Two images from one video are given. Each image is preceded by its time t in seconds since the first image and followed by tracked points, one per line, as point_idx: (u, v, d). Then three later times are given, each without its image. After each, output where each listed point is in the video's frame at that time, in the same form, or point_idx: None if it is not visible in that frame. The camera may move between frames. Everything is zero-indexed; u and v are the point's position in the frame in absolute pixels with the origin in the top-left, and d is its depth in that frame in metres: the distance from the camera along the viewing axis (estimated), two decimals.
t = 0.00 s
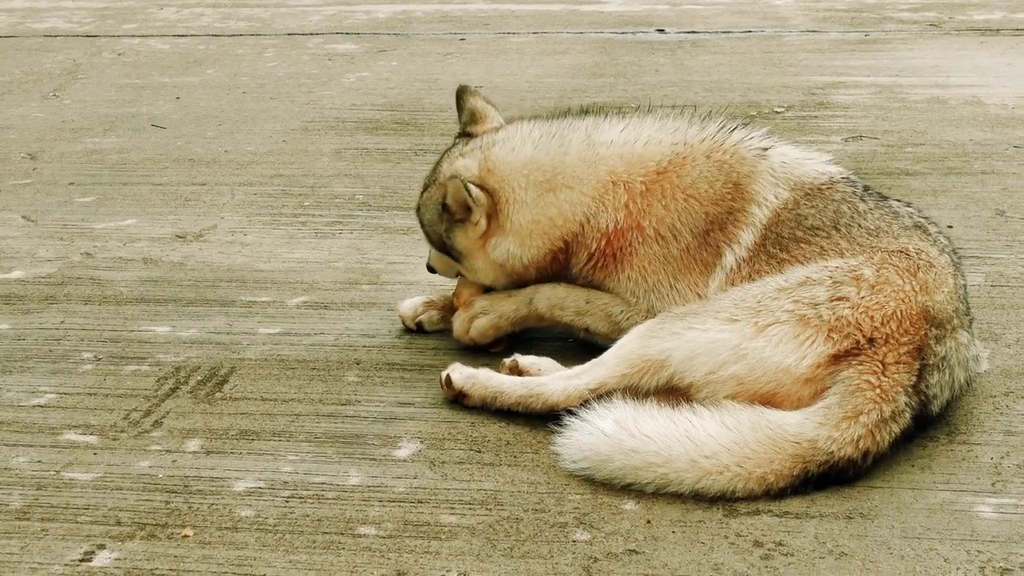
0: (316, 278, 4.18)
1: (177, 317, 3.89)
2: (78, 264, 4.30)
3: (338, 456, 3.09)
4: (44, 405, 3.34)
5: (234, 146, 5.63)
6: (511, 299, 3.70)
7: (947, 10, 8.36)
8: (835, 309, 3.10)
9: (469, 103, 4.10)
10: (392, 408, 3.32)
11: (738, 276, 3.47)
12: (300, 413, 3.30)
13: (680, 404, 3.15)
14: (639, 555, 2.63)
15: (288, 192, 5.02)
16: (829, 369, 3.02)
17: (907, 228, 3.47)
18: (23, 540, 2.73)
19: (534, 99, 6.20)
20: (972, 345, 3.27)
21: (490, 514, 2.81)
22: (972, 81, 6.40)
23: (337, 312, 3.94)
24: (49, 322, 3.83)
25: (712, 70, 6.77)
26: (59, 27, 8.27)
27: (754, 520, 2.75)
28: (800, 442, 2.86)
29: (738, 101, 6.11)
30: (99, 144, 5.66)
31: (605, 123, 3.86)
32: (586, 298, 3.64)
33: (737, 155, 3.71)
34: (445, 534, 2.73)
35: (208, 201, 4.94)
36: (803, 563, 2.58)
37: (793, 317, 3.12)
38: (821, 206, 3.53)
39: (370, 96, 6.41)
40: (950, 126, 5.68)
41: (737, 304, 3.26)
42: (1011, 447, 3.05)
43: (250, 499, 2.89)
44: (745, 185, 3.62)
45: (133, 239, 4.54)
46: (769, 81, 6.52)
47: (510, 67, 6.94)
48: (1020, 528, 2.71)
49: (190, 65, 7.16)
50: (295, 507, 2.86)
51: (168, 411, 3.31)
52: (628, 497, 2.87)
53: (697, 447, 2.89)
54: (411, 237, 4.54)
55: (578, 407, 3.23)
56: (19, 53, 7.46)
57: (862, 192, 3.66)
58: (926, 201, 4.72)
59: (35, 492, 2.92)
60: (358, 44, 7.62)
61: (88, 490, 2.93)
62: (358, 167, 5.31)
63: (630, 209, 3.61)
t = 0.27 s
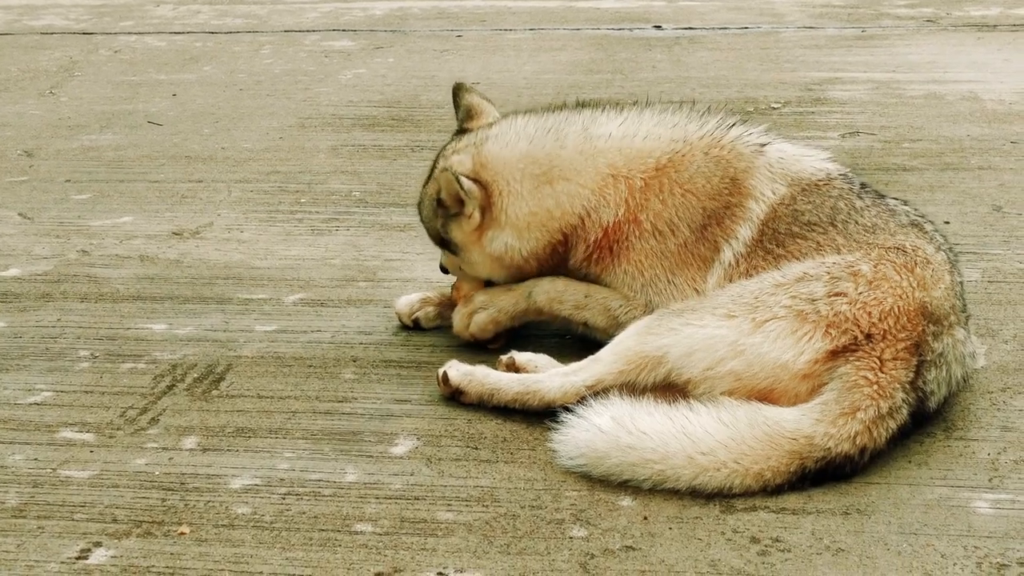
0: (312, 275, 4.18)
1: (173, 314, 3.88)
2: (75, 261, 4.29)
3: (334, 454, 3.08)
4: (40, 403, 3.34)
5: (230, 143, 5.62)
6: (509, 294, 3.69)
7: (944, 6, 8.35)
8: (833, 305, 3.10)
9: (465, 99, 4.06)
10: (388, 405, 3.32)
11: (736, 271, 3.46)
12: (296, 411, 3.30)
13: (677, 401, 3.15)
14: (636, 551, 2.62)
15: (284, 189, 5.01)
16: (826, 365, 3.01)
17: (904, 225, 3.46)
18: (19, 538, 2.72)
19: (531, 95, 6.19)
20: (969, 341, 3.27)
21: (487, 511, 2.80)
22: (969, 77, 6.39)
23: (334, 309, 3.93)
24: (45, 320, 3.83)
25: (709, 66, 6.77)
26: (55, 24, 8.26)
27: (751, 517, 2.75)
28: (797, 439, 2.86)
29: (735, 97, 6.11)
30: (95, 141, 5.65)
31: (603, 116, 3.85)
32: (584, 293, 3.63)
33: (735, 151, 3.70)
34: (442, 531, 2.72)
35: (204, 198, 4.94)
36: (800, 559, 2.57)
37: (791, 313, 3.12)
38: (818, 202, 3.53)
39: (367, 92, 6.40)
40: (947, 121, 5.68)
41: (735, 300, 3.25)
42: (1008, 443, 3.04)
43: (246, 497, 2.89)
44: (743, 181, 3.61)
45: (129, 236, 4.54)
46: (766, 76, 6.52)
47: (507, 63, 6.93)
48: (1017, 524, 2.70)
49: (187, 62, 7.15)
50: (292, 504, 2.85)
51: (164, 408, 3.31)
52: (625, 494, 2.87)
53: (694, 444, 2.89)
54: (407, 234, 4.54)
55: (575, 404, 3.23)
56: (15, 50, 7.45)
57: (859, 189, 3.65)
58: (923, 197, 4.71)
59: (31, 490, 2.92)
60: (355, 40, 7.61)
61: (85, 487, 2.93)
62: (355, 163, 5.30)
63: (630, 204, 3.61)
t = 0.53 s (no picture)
0: (308, 272, 4.18)
1: (170, 311, 3.88)
2: (71, 257, 4.29)
3: (331, 450, 3.08)
4: (37, 399, 3.34)
5: (227, 139, 5.62)
6: (509, 291, 3.70)
7: (941, 2, 8.35)
8: (831, 301, 3.09)
9: (475, 99, 4.04)
10: (385, 402, 3.32)
11: (739, 266, 3.46)
12: (292, 407, 3.30)
13: (674, 397, 3.15)
14: (632, 547, 2.62)
15: (281, 185, 5.01)
16: (823, 361, 3.01)
17: (908, 222, 3.45)
18: (15, 535, 2.72)
19: (527, 91, 6.19)
20: (967, 338, 3.26)
21: (483, 507, 2.80)
22: (966, 73, 6.39)
23: (330, 306, 3.93)
24: (41, 316, 3.83)
25: (706, 62, 6.76)
26: (52, 21, 8.26)
27: (747, 513, 2.74)
28: (793, 435, 2.86)
29: (731, 93, 6.10)
30: (92, 137, 5.65)
31: (609, 115, 3.84)
32: (584, 289, 3.63)
33: (742, 147, 3.70)
34: (438, 527, 2.72)
35: (201, 194, 4.94)
36: (796, 556, 2.57)
37: (789, 309, 3.11)
38: (822, 197, 3.52)
39: (364, 89, 6.40)
40: (943, 117, 5.68)
41: (732, 296, 3.25)
42: (1005, 439, 3.04)
43: (242, 493, 2.88)
44: (750, 176, 3.61)
45: (126, 232, 4.54)
46: (763, 73, 6.51)
47: (504, 59, 6.93)
48: (1014, 520, 2.70)
49: (184, 58, 7.15)
50: (288, 500, 2.85)
51: (161, 404, 3.31)
52: (621, 490, 2.87)
53: (690, 440, 2.88)
54: (403, 230, 4.53)
55: (572, 400, 3.23)
56: (13, 47, 7.45)
57: (865, 185, 3.64)
58: (920, 192, 4.71)
59: (27, 487, 2.92)
60: (352, 37, 7.61)
61: (81, 484, 2.93)
62: (351, 160, 5.30)
63: (639, 201, 3.60)
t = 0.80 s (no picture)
0: (304, 268, 4.17)
1: (165, 307, 3.88)
2: (66, 254, 4.29)
3: (325, 446, 3.08)
4: (31, 395, 3.34)
5: (223, 135, 5.62)
6: (504, 289, 3.69)
7: None
8: (824, 298, 3.09)
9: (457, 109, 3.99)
10: (379, 398, 3.32)
11: (729, 264, 3.45)
12: (287, 403, 3.29)
13: (668, 393, 3.14)
14: (627, 544, 2.62)
15: (276, 181, 5.01)
16: (817, 358, 3.01)
17: (897, 217, 3.45)
18: (9, 531, 2.72)
19: (523, 88, 6.19)
20: (961, 334, 3.26)
21: (478, 504, 2.80)
22: (962, 69, 6.38)
23: (326, 302, 3.93)
24: (36, 312, 3.82)
25: (702, 59, 6.76)
26: (48, 17, 8.25)
27: (742, 509, 2.74)
28: (789, 432, 2.85)
29: (727, 90, 6.10)
30: (88, 134, 5.65)
31: (592, 119, 3.84)
32: (578, 286, 3.61)
33: (727, 145, 3.70)
34: (433, 524, 2.72)
35: (196, 190, 4.93)
36: (790, 552, 2.56)
37: (782, 306, 3.11)
38: (810, 192, 3.52)
39: (360, 85, 6.40)
40: (939, 114, 5.68)
41: (726, 293, 3.24)
42: (999, 435, 3.04)
43: (237, 490, 2.88)
44: (736, 174, 3.60)
45: (121, 229, 4.53)
46: (759, 69, 6.51)
47: (500, 56, 6.93)
48: (1008, 517, 2.70)
49: (180, 54, 7.15)
50: (282, 497, 2.85)
51: (156, 401, 3.31)
52: (616, 487, 2.86)
53: (685, 437, 2.88)
54: (399, 226, 4.53)
55: (567, 397, 3.22)
56: (9, 43, 7.44)
57: (853, 179, 3.64)
58: (915, 189, 4.71)
59: (22, 483, 2.91)
60: (348, 33, 7.61)
61: (75, 480, 2.92)
62: (347, 156, 5.30)
63: (623, 203, 3.59)
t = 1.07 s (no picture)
0: (298, 266, 4.17)
1: (159, 305, 3.88)
2: (60, 252, 4.29)
3: (320, 444, 3.07)
4: (25, 393, 3.33)
5: (217, 133, 5.62)
6: (502, 285, 3.69)
7: None
8: (820, 294, 3.08)
9: (465, 103, 4.02)
10: (374, 395, 3.31)
11: (728, 260, 3.45)
12: (282, 401, 3.29)
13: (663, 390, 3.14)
14: (622, 541, 2.61)
15: (271, 179, 5.00)
16: (812, 354, 3.00)
17: (896, 214, 3.45)
18: (3, 529, 2.71)
19: (518, 85, 6.19)
20: (957, 331, 3.26)
21: (473, 501, 2.79)
22: (957, 66, 6.39)
23: (320, 300, 3.92)
24: (30, 311, 3.82)
25: (697, 56, 6.76)
26: (42, 15, 8.24)
27: (737, 506, 2.74)
28: (783, 429, 2.85)
29: (722, 87, 6.10)
30: (82, 132, 5.64)
31: (592, 116, 3.85)
32: (576, 282, 3.61)
33: (727, 142, 3.70)
34: (427, 521, 2.71)
35: (191, 188, 4.93)
36: (785, 549, 2.56)
37: (777, 302, 3.10)
38: (810, 190, 3.52)
39: (354, 83, 6.40)
40: (934, 111, 5.68)
41: (721, 289, 3.24)
42: (995, 432, 3.04)
43: (231, 487, 2.88)
44: (737, 170, 3.61)
45: (115, 227, 4.53)
46: (754, 66, 6.51)
47: (494, 53, 6.93)
48: (1003, 513, 2.69)
49: (174, 52, 7.14)
50: (277, 494, 2.84)
51: (150, 398, 3.30)
52: (611, 484, 2.86)
53: (680, 433, 2.87)
54: (393, 223, 4.53)
55: (562, 393, 3.22)
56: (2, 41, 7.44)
57: (853, 177, 3.64)
58: (910, 185, 4.71)
59: (16, 481, 2.91)
60: (343, 31, 7.60)
61: (69, 478, 2.92)
62: (341, 154, 5.30)
63: (624, 199, 3.60)
